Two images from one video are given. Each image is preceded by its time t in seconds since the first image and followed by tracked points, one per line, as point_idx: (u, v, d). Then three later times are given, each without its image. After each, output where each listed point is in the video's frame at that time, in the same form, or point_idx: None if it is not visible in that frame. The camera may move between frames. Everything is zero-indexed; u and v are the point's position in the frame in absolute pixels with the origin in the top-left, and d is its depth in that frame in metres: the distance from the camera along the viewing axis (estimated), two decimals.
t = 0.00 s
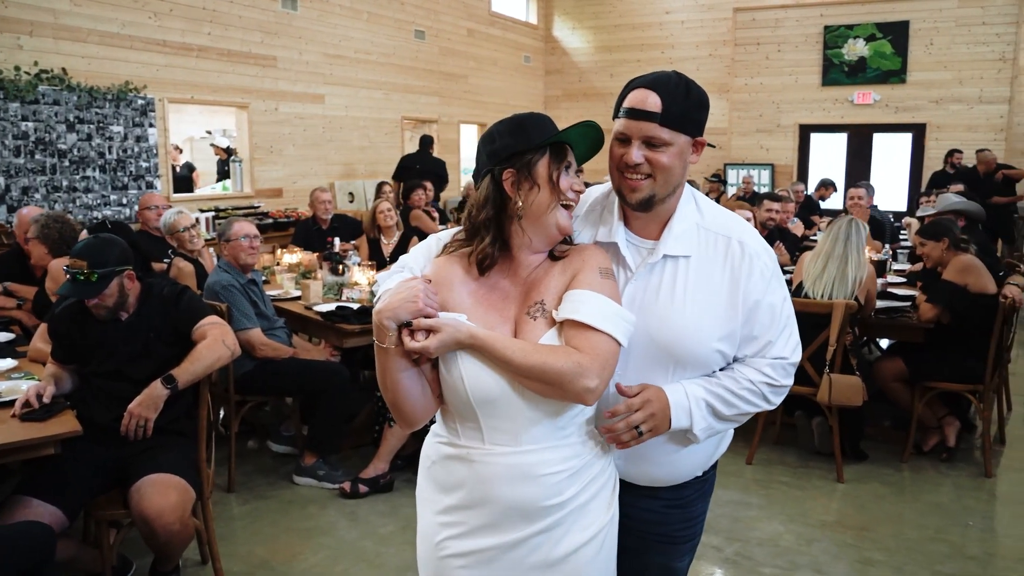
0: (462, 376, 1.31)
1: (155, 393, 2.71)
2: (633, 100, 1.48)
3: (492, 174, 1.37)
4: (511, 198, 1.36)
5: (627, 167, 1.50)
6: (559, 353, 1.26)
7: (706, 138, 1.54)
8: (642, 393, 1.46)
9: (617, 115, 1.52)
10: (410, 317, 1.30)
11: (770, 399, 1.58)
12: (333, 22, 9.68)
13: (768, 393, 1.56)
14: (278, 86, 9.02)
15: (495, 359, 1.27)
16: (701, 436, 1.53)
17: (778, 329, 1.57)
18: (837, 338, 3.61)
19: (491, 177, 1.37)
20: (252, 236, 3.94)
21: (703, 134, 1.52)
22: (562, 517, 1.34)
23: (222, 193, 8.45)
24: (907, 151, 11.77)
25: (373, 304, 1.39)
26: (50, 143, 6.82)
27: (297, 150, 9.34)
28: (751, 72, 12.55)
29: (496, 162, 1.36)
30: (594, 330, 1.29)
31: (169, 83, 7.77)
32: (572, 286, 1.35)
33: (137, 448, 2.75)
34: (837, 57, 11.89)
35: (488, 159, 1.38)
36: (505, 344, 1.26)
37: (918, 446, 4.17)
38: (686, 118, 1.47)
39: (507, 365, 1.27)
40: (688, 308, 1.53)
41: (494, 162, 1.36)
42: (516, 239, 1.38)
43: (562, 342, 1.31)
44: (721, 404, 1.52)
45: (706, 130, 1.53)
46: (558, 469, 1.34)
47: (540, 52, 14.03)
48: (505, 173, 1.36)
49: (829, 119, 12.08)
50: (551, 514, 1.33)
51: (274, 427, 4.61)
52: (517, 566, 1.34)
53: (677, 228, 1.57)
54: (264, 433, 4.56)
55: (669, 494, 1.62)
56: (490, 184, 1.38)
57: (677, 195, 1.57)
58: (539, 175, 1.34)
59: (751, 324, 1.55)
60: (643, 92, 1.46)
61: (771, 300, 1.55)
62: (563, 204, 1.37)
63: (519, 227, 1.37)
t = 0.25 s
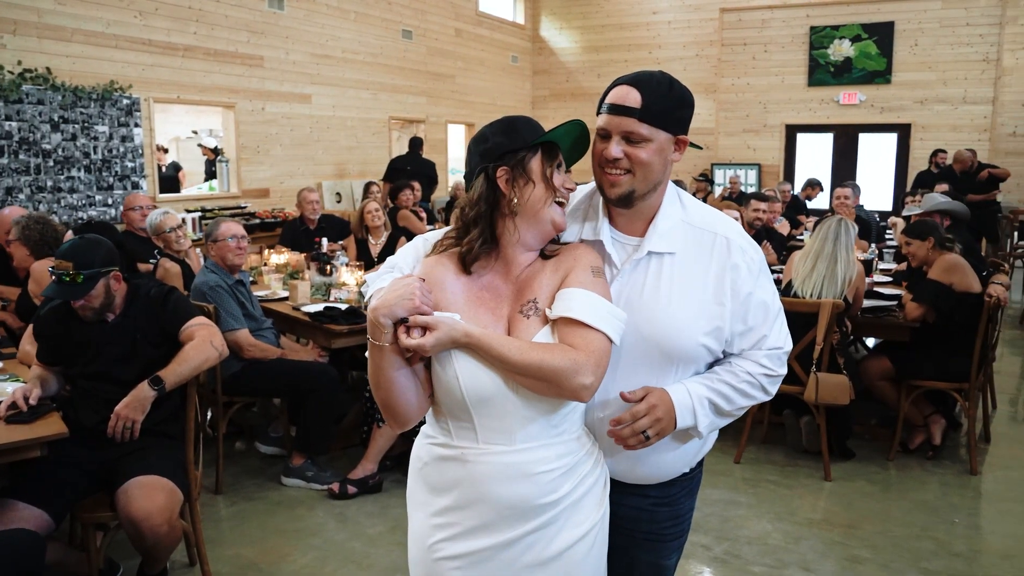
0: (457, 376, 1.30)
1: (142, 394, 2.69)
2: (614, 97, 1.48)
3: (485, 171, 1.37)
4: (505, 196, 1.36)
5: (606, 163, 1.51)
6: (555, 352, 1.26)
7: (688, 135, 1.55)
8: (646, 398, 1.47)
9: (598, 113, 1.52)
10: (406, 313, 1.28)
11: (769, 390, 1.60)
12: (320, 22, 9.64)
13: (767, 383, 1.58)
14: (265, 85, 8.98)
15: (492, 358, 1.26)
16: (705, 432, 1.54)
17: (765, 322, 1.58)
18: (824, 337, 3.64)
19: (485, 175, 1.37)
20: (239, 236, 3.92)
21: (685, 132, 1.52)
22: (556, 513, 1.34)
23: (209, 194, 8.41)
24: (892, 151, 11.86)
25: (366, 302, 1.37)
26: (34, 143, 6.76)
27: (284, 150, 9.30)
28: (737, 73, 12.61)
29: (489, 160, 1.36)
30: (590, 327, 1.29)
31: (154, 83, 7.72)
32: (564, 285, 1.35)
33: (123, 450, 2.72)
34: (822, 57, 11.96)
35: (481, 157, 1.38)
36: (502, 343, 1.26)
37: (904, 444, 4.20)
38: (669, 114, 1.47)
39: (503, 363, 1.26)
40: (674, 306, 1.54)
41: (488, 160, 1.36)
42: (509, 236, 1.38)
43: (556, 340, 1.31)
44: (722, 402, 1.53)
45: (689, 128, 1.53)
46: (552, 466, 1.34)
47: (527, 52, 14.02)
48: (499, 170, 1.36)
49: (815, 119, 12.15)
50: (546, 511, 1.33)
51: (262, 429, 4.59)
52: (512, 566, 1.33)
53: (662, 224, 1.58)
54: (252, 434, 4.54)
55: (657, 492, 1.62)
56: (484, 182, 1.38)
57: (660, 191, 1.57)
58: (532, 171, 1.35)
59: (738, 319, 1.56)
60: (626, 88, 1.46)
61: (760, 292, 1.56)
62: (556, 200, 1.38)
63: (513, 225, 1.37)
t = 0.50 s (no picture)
0: (455, 375, 1.29)
1: (133, 395, 2.67)
2: (599, 97, 1.48)
3: (482, 170, 1.38)
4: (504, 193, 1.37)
5: (587, 164, 1.51)
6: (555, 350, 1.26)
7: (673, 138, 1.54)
8: (643, 403, 1.49)
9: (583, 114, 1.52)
10: (404, 308, 1.28)
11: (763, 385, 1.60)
12: (310, 22, 9.62)
13: (760, 378, 1.58)
14: (255, 85, 8.95)
15: (489, 357, 1.26)
16: (703, 431, 1.55)
17: (753, 318, 1.58)
18: (814, 337, 3.66)
19: (484, 174, 1.38)
20: (230, 237, 3.91)
21: (670, 135, 1.51)
22: (555, 513, 1.34)
23: (199, 194, 8.38)
24: (882, 151, 11.93)
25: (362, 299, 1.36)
26: (22, 143, 6.72)
27: (274, 150, 9.27)
28: (727, 73, 12.65)
29: (488, 159, 1.37)
30: (587, 325, 1.29)
31: (143, 82, 7.68)
32: (563, 283, 1.35)
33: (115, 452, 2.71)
34: (812, 58, 12.01)
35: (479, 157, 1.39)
36: (502, 341, 1.25)
37: (894, 443, 4.22)
38: (653, 117, 1.47)
39: (500, 362, 1.26)
40: (662, 304, 1.55)
41: (486, 160, 1.38)
42: (506, 236, 1.38)
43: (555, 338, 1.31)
44: (717, 400, 1.54)
45: (674, 131, 1.53)
46: (550, 466, 1.34)
47: (518, 52, 14.03)
48: (498, 169, 1.37)
49: (804, 119, 12.21)
50: (545, 511, 1.33)
51: (253, 429, 4.57)
52: (511, 567, 1.33)
53: (650, 222, 1.58)
54: (243, 436, 4.52)
55: (646, 490, 1.62)
56: (482, 182, 1.39)
57: (647, 188, 1.57)
58: (530, 169, 1.36)
59: (726, 317, 1.57)
60: (610, 90, 1.47)
61: (749, 289, 1.57)
62: (554, 200, 1.38)
63: (511, 223, 1.38)
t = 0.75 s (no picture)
0: (453, 372, 1.29)
1: (129, 396, 2.67)
2: (588, 103, 1.48)
3: (479, 171, 1.39)
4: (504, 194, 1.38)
5: (575, 170, 1.51)
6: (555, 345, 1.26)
7: (663, 144, 1.54)
8: (636, 405, 1.49)
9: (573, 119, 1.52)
10: (401, 302, 1.27)
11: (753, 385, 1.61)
12: (304, 21, 9.60)
13: (751, 378, 1.59)
14: (249, 85, 8.93)
15: (488, 355, 1.26)
16: (697, 432, 1.56)
17: (744, 319, 1.59)
18: (809, 336, 3.67)
19: (483, 175, 1.39)
20: (225, 237, 3.90)
21: (659, 141, 1.51)
22: (558, 514, 1.35)
23: (193, 194, 8.35)
24: (875, 151, 11.97)
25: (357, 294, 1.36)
26: (15, 143, 6.69)
27: (268, 150, 9.25)
28: (721, 73, 12.67)
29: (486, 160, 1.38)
30: (586, 320, 1.30)
31: (137, 82, 7.65)
32: (564, 283, 1.35)
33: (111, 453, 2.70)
34: (806, 58, 12.04)
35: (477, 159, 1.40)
36: (501, 337, 1.25)
37: (889, 442, 4.24)
38: (643, 123, 1.47)
39: (499, 359, 1.26)
40: (654, 305, 1.55)
41: (485, 161, 1.38)
42: (507, 236, 1.39)
43: (557, 334, 1.31)
44: (709, 401, 1.55)
45: (664, 137, 1.53)
46: (552, 467, 1.35)
47: (512, 52, 14.02)
48: (497, 170, 1.38)
49: (798, 119, 12.23)
50: (548, 512, 1.34)
51: (249, 430, 4.56)
52: (515, 570, 1.33)
53: (642, 222, 1.58)
54: (238, 436, 4.51)
55: (638, 488, 1.63)
56: (481, 183, 1.39)
57: (638, 189, 1.58)
58: (527, 167, 1.38)
59: (717, 317, 1.58)
60: (598, 95, 1.47)
61: (739, 289, 1.58)
62: (553, 199, 1.39)
63: (510, 223, 1.38)
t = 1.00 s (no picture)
0: (452, 369, 1.28)
1: (128, 396, 2.67)
2: (577, 115, 1.46)
3: (477, 174, 1.40)
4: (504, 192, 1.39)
5: (567, 180, 1.50)
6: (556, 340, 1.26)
7: (657, 149, 1.52)
8: (628, 407, 1.49)
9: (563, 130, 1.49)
10: (396, 301, 1.27)
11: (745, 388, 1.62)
12: (301, 21, 9.59)
13: (743, 381, 1.60)
14: (246, 85, 8.92)
15: (487, 352, 1.26)
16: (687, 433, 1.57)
17: (737, 322, 1.60)
18: (808, 336, 3.68)
19: (481, 176, 1.39)
20: (224, 237, 3.90)
21: (651, 149, 1.49)
22: (561, 514, 1.35)
23: (190, 194, 8.34)
24: (873, 151, 11.99)
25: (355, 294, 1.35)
26: (12, 143, 6.67)
27: (266, 150, 9.25)
28: (718, 73, 12.68)
29: (484, 161, 1.39)
30: (586, 314, 1.30)
31: (134, 82, 7.64)
32: (567, 280, 1.36)
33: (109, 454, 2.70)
34: (803, 58, 12.06)
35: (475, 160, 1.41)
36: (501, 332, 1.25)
37: (887, 442, 4.24)
38: (633, 132, 1.44)
39: (497, 356, 1.26)
40: (649, 308, 1.56)
41: (483, 162, 1.39)
42: (508, 234, 1.39)
43: (559, 330, 1.32)
44: (699, 403, 1.55)
45: (657, 143, 1.50)
46: (554, 466, 1.35)
47: (510, 52, 14.02)
48: (495, 169, 1.39)
49: (796, 119, 12.25)
50: (552, 512, 1.34)
51: (247, 430, 4.56)
52: (520, 571, 1.33)
53: (639, 226, 1.58)
54: (237, 437, 4.51)
55: (632, 487, 1.63)
56: (480, 184, 1.40)
57: (634, 192, 1.57)
58: (525, 167, 1.39)
59: (711, 320, 1.58)
60: (587, 105, 1.45)
61: (733, 292, 1.59)
62: (551, 198, 1.41)
63: (509, 221, 1.38)
